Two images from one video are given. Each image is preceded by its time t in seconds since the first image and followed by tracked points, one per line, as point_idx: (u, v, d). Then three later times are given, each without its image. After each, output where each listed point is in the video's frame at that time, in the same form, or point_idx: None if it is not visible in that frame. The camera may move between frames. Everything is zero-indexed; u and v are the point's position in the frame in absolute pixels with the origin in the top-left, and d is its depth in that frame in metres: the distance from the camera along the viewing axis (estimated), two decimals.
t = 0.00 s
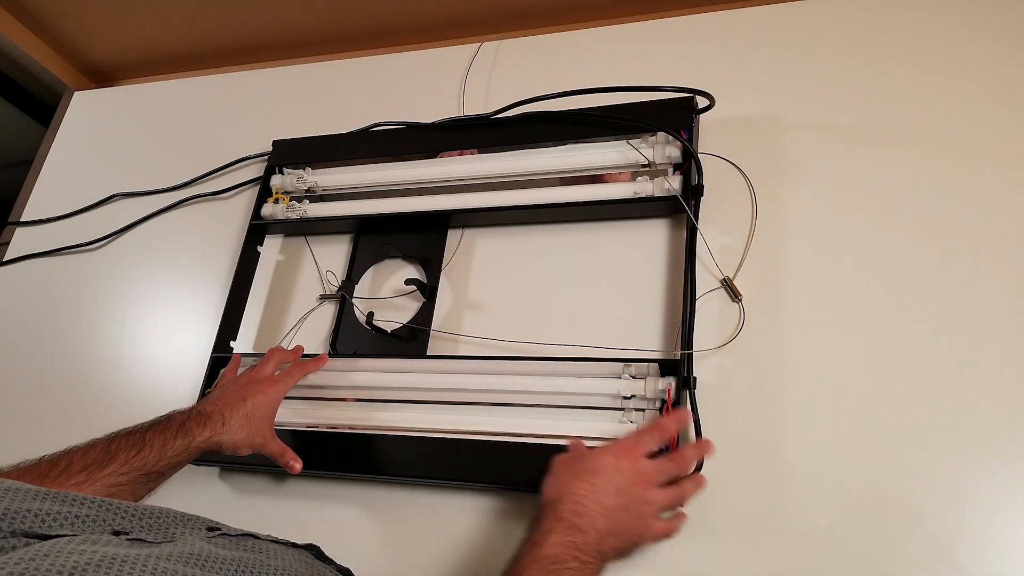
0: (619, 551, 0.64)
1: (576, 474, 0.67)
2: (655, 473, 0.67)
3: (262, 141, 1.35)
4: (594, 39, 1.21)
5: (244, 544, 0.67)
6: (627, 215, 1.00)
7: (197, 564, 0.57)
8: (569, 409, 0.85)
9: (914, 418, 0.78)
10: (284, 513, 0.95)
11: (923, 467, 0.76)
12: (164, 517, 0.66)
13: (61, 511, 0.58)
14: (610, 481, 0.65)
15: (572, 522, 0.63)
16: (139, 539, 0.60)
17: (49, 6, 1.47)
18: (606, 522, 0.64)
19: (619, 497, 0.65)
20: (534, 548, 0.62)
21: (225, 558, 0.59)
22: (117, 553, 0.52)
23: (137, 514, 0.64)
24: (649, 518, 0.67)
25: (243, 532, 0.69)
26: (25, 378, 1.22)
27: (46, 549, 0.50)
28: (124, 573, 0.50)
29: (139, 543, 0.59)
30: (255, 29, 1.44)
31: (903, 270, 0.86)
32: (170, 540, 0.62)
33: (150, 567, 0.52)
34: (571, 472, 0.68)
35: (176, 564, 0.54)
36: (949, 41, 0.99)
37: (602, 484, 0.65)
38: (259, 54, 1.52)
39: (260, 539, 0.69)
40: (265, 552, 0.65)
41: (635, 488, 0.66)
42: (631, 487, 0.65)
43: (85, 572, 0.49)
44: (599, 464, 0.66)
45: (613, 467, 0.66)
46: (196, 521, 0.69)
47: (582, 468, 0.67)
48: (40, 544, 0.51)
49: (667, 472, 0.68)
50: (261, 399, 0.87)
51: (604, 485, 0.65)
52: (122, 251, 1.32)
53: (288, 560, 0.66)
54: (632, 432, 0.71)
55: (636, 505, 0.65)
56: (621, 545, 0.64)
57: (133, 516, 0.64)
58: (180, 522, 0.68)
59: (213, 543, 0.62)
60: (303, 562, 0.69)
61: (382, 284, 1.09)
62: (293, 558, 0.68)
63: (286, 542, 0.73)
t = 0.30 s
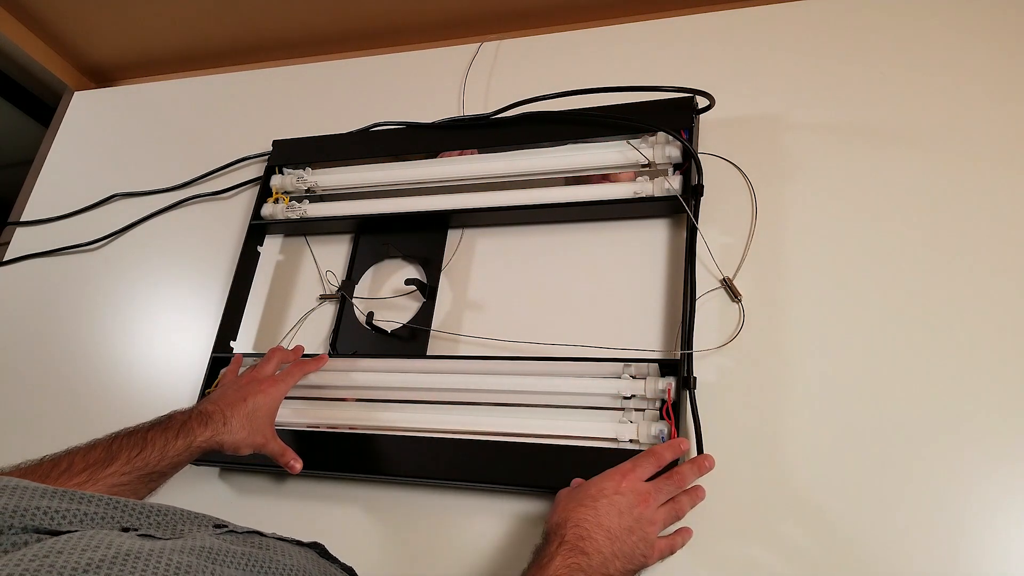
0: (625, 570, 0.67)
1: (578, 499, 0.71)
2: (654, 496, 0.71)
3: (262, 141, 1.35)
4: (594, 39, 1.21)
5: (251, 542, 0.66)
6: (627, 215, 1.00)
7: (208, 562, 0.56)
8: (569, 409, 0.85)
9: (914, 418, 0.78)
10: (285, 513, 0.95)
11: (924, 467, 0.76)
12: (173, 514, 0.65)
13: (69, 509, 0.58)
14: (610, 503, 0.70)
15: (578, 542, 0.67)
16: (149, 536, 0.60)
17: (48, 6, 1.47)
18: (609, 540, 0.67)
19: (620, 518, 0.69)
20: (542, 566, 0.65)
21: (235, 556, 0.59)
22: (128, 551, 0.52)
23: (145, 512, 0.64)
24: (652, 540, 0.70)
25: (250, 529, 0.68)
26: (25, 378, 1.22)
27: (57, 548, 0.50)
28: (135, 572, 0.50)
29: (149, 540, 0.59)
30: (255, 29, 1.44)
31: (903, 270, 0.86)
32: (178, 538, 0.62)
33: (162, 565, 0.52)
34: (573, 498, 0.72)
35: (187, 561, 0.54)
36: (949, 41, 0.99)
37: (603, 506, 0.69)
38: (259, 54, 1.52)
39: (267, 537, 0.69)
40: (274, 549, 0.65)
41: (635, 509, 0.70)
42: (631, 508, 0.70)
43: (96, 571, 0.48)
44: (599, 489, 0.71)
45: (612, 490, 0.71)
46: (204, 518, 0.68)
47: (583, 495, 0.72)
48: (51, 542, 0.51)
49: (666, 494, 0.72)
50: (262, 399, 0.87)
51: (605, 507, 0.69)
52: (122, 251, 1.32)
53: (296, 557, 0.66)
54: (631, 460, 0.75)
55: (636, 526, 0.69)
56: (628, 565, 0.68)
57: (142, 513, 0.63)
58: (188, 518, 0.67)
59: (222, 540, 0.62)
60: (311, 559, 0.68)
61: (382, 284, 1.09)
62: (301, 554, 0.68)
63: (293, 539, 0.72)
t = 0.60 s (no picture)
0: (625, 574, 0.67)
1: (580, 505, 0.71)
2: (657, 500, 0.71)
3: (262, 141, 1.35)
4: (594, 39, 1.21)
5: (249, 539, 0.66)
6: (627, 215, 1.00)
7: (199, 561, 0.56)
8: (569, 409, 0.85)
9: (914, 418, 0.78)
10: (285, 513, 0.95)
11: (924, 468, 0.76)
12: (169, 513, 0.65)
13: (63, 507, 0.58)
14: (612, 509, 0.70)
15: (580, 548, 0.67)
16: (143, 534, 0.60)
17: (48, 6, 1.47)
18: (610, 547, 0.67)
19: (622, 524, 0.69)
20: (543, 570, 0.66)
21: (228, 556, 0.58)
22: (118, 550, 0.51)
23: (140, 510, 0.64)
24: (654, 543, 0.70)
25: (247, 526, 0.68)
26: (25, 378, 1.22)
27: (45, 548, 0.50)
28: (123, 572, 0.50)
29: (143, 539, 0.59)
30: (255, 29, 1.44)
31: (903, 270, 0.86)
32: (173, 535, 0.62)
33: (151, 565, 0.52)
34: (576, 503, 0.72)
35: (178, 562, 0.54)
36: (949, 41, 0.99)
37: (605, 511, 0.69)
38: (259, 54, 1.52)
39: (264, 535, 0.69)
40: (270, 547, 0.65)
41: (636, 514, 0.70)
42: (633, 514, 0.70)
43: (83, 570, 0.48)
44: (601, 494, 0.71)
45: (613, 495, 0.71)
46: (201, 516, 0.68)
47: (585, 500, 0.72)
48: (41, 542, 0.51)
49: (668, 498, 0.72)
50: (262, 399, 0.87)
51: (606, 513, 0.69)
52: (122, 251, 1.32)
53: (294, 556, 0.66)
54: (633, 463, 0.75)
55: (638, 531, 0.69)
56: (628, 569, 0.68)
57: (137, 512, 0.63)
58: (185, 517, 0.67)
59: (217, 538, 0.62)
60: (309, 557, 0.68)
61: (382, 284, 1.09)
62: (298, 551, 0.68)
63: (292, 536, 0.72)
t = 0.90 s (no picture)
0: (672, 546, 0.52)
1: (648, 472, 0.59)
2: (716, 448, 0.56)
3: (262, 141, 1.35)
4: (594, 39, 1.21)
5: (225, 540, 0.66)
6: (627, 215, 1.00)
7: (173, 564, 0.55)
8: (569, 409, 0.85)
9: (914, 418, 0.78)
10: (284, 513, 0.95)
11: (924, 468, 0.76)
12: (143, 515, 0.65)
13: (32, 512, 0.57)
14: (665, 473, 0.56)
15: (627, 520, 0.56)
16: (116, 537, 0.59)
17: (49, 6, 1.47)
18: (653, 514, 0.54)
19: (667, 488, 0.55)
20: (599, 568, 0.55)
21: (203, 559, 0.58)
22: (87, 555, 0.50)
23: (113, 512, 0.63)
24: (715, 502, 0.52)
25: (223, 528, 0.68)
26: (24, 378, 1.22)
27: (11, 555, 0.48)
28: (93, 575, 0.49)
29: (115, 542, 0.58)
30: (255, 29, 1.44)
31: (903, 270, 0.86)
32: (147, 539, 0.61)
33: (122, 569, 0.51)
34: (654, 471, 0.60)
35: (150, 565, 0.53)
36: (949, 41, 0.99)
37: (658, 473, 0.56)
38: (259, 54, 1.52)
39: (242, 535, 0.68)
40: (247, 546, 0.65)
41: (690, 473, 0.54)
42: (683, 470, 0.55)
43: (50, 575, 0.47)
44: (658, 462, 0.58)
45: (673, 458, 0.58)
46: (177, 517, 0.68)
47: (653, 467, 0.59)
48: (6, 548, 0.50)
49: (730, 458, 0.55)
50: (259, 400, 0.87)
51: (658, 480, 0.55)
52: (122, 251, 1.32)
53: (271, 558, 0.65)
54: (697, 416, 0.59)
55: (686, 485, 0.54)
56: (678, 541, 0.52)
57: (110, 515, 0.62)
58: (159, 518, 0.66)
59: (191, 540, 0.61)
60: (288, 557, 0.67)
61: (382, 284, 1.09)
62: (275, 551, 0.67)
63: (272, 535, 0.72)
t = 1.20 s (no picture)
0: (565, 508, 0.61)
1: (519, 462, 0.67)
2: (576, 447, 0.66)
3: (262, 141, 1.35)
4: (594, 39, 1.21)
5: (214, 549, 0.66)
6: (627, 215, 1.00)
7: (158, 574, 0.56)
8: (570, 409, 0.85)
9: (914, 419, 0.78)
10: (284, 513, 0.95)
11: (923, 468, 0.76)
12: (132, 525, 0.65)
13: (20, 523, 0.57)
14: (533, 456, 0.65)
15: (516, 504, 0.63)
16: (103, 547, 0.60)
17: (48, 6, 1.47)
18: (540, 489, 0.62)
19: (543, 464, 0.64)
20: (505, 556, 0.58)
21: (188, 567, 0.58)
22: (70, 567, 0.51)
23: (102, 522, 0.64)
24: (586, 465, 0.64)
25: (214, 537, 0.68)
26: (24, 379, 1.22)
27: None
28: None
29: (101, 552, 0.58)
30: (255, 29, 1.44)
31: (903, 270, 0.86)
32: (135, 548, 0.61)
33: None
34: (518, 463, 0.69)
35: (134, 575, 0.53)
36: (949, 41, 0.99)
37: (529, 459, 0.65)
38: (259, 54, 1.52)
39: (231, 544, 0.69)
40: (235, 556, 0.65)
41: (551, 449, 0.65)
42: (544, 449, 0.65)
43: None
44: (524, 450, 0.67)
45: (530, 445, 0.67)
46: (166, 527, 0.68)
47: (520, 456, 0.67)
48: None
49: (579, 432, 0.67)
50: (258, 400, 0.87)
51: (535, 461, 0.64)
52: (122, 251, 1.32)
53: (260, 565, 0.65)
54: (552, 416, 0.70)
55: (555, 459, 0.64)
56: (569, 500, 0.62)
57: (99, 525, 0.63)
58: (149, 528, 0.67)
59: (178, 551, 0.62)
60: (277, 564, 0.68)
61: (382, 284, 1.09)
62: (264, 559, 0.67)
63: (263, 544, 0.72)
